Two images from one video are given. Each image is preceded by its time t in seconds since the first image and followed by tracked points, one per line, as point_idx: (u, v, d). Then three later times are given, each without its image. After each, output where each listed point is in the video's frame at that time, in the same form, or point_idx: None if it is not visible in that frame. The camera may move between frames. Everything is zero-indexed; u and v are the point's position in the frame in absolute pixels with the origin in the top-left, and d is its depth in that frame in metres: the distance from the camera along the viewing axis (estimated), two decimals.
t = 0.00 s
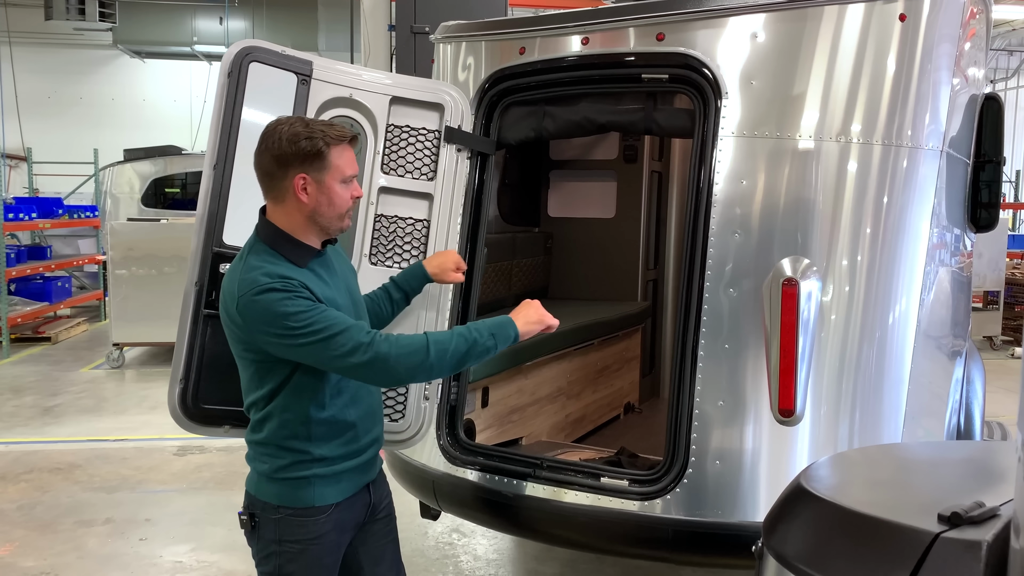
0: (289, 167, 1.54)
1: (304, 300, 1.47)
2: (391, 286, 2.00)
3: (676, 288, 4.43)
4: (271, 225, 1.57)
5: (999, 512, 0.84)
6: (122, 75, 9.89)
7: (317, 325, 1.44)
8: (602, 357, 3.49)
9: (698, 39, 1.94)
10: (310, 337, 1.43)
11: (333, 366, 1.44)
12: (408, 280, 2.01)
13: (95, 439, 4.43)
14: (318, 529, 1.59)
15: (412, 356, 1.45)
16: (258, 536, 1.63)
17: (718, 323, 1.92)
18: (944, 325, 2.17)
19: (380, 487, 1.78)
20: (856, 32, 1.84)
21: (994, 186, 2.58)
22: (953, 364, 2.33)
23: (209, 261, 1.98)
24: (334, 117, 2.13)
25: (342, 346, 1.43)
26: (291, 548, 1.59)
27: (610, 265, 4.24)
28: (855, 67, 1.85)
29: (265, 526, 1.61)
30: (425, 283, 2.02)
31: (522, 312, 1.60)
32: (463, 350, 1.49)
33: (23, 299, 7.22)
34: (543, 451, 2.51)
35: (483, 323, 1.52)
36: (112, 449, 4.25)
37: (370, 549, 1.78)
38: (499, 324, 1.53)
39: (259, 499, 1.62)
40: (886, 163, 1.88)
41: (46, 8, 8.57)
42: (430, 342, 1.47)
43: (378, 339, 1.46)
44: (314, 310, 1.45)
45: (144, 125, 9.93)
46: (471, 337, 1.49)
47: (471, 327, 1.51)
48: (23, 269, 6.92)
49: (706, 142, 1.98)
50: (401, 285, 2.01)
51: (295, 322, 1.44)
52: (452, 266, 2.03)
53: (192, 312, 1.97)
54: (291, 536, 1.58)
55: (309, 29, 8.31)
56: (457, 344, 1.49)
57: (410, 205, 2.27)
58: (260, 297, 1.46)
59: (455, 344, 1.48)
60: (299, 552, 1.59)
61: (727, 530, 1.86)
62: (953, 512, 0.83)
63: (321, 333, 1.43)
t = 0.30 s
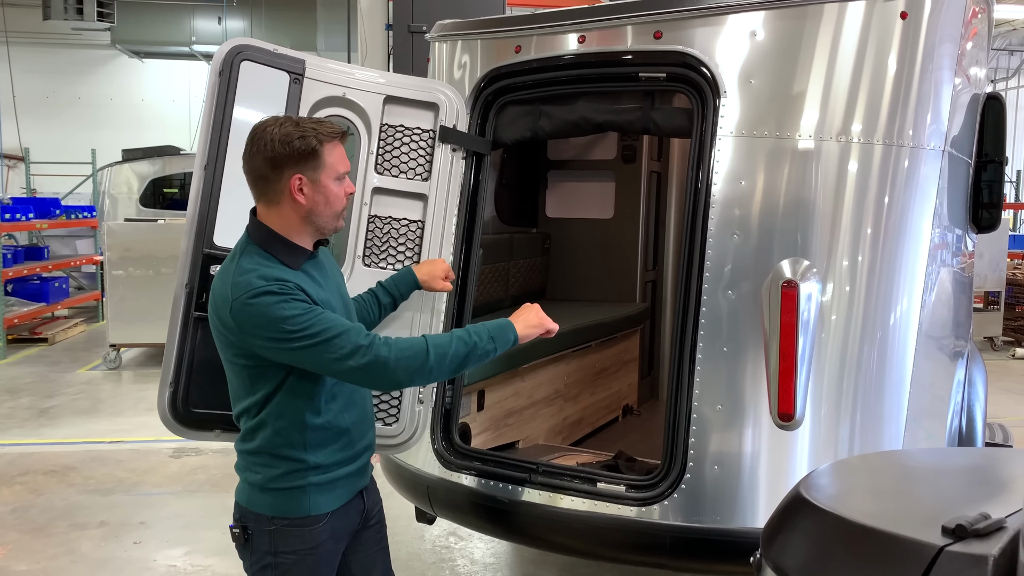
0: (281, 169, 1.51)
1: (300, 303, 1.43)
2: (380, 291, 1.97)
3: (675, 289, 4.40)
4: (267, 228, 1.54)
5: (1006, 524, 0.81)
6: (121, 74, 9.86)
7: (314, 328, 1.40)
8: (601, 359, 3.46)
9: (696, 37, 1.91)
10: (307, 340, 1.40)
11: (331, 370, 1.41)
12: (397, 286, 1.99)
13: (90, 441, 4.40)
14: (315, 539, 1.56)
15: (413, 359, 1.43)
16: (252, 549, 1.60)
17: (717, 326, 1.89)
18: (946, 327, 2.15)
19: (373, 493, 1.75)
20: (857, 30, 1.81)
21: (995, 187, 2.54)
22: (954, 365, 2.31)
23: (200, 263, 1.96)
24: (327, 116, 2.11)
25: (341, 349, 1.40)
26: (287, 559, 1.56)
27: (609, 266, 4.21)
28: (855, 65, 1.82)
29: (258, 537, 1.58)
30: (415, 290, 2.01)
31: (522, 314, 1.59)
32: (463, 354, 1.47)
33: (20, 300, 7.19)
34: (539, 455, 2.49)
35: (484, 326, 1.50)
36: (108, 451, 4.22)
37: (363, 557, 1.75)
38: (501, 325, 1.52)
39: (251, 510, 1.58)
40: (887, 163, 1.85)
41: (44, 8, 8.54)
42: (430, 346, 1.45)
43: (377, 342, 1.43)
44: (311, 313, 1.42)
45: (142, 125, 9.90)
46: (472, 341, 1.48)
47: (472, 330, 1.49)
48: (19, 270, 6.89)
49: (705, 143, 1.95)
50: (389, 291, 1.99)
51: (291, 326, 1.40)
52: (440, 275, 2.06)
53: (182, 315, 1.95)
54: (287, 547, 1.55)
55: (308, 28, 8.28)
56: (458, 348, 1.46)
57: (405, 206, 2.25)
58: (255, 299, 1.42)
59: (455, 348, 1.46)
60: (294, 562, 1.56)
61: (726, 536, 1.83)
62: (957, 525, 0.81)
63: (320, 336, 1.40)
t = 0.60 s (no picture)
0: (287, 163, 1.49)
1: (300, 308, 1.40)
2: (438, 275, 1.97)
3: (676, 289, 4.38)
4: (270, 225, 1.51)
5: None
6: (120, 75, 9.84)
7: (311, 336, 1.37)
8: (601, 360, 3.44)
9: (699, 33, 1.89)
10: (304, 348, 1.37)
11: (324, 381, 1.38)
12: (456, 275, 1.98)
13: (87, 442, 4.37)
14: (313, 544, 1.54)
15: (394, 367, 1.42)
16: (249, 556, 1.57)
17: (719, 326, 1.86)
18: (950, 327, 2.12)
19: (370, 497, 1.73)
20: (861, 27, 1.79)
21: (998, 187, 2.51)
22: (959, 366, 2.28)
23: (194, 263, 1.93)
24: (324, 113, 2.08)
25: (335, 359, 1.37)
26: (286, 565, 1.53)
27: (609, 266, 4.18)
28: (859, 62, 1.80)
29: (256, 543, 1.55)
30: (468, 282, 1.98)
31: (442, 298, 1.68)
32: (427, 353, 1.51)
33: (18, 300, 7.16)
34: (539, 457, 2.46)
35: (428, 317, 1.57)
36: (105, 453, 4.20)
37: (361, 561, 1.73)
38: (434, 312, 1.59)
39: (248, 516, 1.55)
40: (891, 162, 1.83)
41: (42, 8, 8.51)
42: (407, 351, 1.46)
43: (370, 353, 1.41)
44: (309, 320, 1.39)
45: (141, 126, 9.88)
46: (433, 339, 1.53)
47: (430, 328, 1.54)
48: (17, 270, 6.86)
49: (707, 141, 1.93)
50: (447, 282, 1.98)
51: (289, 331, 1.37)
52: (491, 282, 2.00)
53: (176, 315, 1.92)
54: (285, 553, 1.53)
55: (308, 28, 8.26)
56: (425, 348, 1.50)
57: (403, 204, 2.22)
58: (254, 299, 1.39)
59: (423, 349, 1.50)
60: (293, 567, 1.53)
61: (729, 541, 1.80)
62: (972, 532, 0.78)
63: (317, 344, 1.37)
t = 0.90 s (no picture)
0: (293, 158, 1.45)
1: (309, 304, 1.38)
2: (415, 289, 1.94)
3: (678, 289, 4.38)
4: (273, 221, 1.48)
5: None
6: (120, 74, 9.82)
7: (323, 331, 1.35)
8: (603, 359, 3.41)
9: (704, 28, 1.86)
10: (315, 342, 1.34)
11: (339, 375, 1.36)
12: (432, 285, 1.95)
13: (86, 442, 4.35)
14: (314, 547, 1.51)
15: (415, 362, 1.40)
16: (248, 559, 1.54)
17: (724, 326, 1.83)
18: (957, 327, 2.09)
19: (370, 500, 1.70)
20: (869, 22, 1.76)
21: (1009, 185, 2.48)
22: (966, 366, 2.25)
23: (192, 261, 1.91)
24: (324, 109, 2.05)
25: (349, 353, 1.35)
26: (286, 569, 1.51)
27: (611, 266, 4.15)
28: (867, 58, 1.77)
29: (255, 546, 1.52)
30: (449, 291, 1.97)
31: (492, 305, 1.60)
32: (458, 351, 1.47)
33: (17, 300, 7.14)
34: (541, 459, 2.43)
35: (469, 320, 1.52)
36: (103, 453, 4.17)
37: (361, 564, 1.70)
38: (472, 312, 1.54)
39: (247, 518, 1.52)
40: (899, 160, 1.80)
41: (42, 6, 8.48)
42: (430, 347, 1.43)
43: (385, 346, 1.39)
44: (319, 316, 1.37)
45: (141, 125, 9.86)
46: (466, 338, 1.48)
47: (463, 327, 1.50)
48: (17, 269, 6.84)
49: (712, 138, 1.90)
50: (425, 292, 1.95)
51: (299, 327, 1.35)
52: (474, 283, 1.97)
53: (173, 314, 1.89)
54: (285, 556, 1.50)
55: (308, 27, 8.23)
56: (454, 345, 1.46)
57: (404, 202, 2.19)
58: (263, 295, 1.36)
59: (452, 346, 1.46)
60: (294, 569, 1.51)
61: (734, 544, 1.77)
62: (996, 538, 0.75)
63: (328, 339, 1.35)
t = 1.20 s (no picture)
0: (293, 155, 1.42)
1: (313, 299, 1.35)
2: (396, 298, 1.86)
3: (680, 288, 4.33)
4: (273, 219, 1.44)
5: None
6: (119, 73, 9.79)
7: (331, 324, 1.32)
8: (604, 360, 3.37)
9: (707, 22, 1.83)
10: (323, 336, 1.31)
11: (349, 368, 1.33)
12: (417, 293, 1.89)
13: (83, 443, 4.31)
14: (311, 554, 1.48)
15: (430, 353, 1.37)
16: (245, 566, 1.50)
17: (728, 326, 1.80)
18: (964, 326, 2.05)
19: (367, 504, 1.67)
20: (875, 16, 1.73)
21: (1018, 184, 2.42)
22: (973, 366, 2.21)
23: (185, 260, 1.88)
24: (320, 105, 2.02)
25: (361, 344, 1.32)
26: None
27: (612, 265, 4.11)
28: (874, 53, 1.73)
29: (252, 554, 1.49)
30: (434, 299, 1.91)
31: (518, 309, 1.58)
32: (476, 346, 1.43)
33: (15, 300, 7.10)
34: (541, 461, 2.40)
35: (490, 320, 1.47)
36: (101, 454, 4.14)
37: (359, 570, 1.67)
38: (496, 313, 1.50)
39: (244, 525, 1.49)
40: (906, 157, 1.77)
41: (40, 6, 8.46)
42: (446, 340, 1.40)
43: (398, 337, 1.36)
44: (326, 310, 1.34)
45: (140, 124, 9.83)
46: (485, 335, 1.44)
47: (481, 324, 1.46)
48: (14, 269, 6.80)
49: (716, 134, 1.86)
50: (406, 301, 1.88)
51: (306, 321, 1.31)
52: (457, 290, 1.95)
53: (166, 315, 1.86)
54: (282, 563, 1.47)
55: (307, 26, 8.20)
56: (471, 340, 1.42)
57: (402, 200, 2.16)
58: (267, 292, 1.32)
59: (470, 341, 1.42)
60: None
61: (739, 549, 1.74)
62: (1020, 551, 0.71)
63: (336, 333, 1.32)
